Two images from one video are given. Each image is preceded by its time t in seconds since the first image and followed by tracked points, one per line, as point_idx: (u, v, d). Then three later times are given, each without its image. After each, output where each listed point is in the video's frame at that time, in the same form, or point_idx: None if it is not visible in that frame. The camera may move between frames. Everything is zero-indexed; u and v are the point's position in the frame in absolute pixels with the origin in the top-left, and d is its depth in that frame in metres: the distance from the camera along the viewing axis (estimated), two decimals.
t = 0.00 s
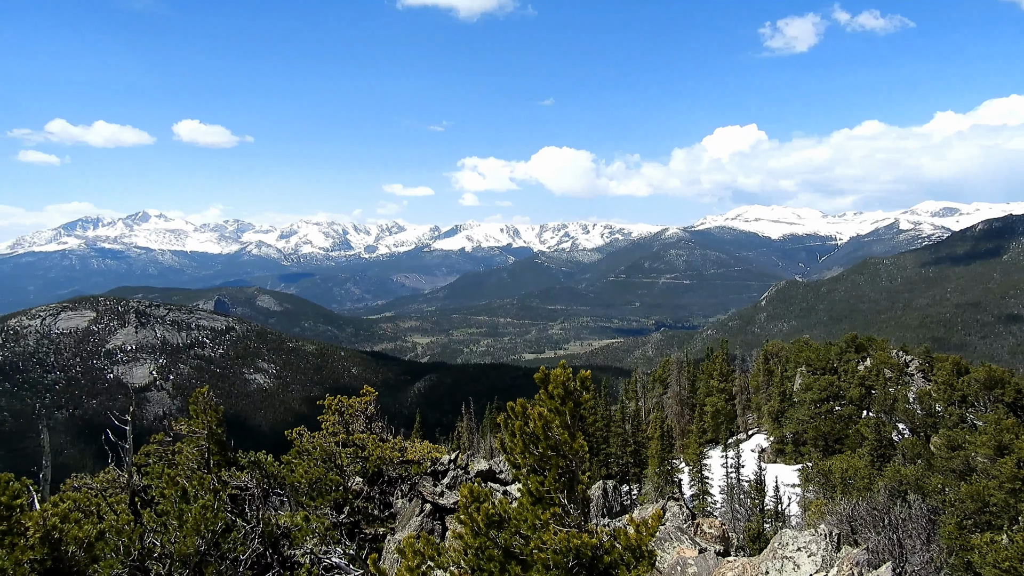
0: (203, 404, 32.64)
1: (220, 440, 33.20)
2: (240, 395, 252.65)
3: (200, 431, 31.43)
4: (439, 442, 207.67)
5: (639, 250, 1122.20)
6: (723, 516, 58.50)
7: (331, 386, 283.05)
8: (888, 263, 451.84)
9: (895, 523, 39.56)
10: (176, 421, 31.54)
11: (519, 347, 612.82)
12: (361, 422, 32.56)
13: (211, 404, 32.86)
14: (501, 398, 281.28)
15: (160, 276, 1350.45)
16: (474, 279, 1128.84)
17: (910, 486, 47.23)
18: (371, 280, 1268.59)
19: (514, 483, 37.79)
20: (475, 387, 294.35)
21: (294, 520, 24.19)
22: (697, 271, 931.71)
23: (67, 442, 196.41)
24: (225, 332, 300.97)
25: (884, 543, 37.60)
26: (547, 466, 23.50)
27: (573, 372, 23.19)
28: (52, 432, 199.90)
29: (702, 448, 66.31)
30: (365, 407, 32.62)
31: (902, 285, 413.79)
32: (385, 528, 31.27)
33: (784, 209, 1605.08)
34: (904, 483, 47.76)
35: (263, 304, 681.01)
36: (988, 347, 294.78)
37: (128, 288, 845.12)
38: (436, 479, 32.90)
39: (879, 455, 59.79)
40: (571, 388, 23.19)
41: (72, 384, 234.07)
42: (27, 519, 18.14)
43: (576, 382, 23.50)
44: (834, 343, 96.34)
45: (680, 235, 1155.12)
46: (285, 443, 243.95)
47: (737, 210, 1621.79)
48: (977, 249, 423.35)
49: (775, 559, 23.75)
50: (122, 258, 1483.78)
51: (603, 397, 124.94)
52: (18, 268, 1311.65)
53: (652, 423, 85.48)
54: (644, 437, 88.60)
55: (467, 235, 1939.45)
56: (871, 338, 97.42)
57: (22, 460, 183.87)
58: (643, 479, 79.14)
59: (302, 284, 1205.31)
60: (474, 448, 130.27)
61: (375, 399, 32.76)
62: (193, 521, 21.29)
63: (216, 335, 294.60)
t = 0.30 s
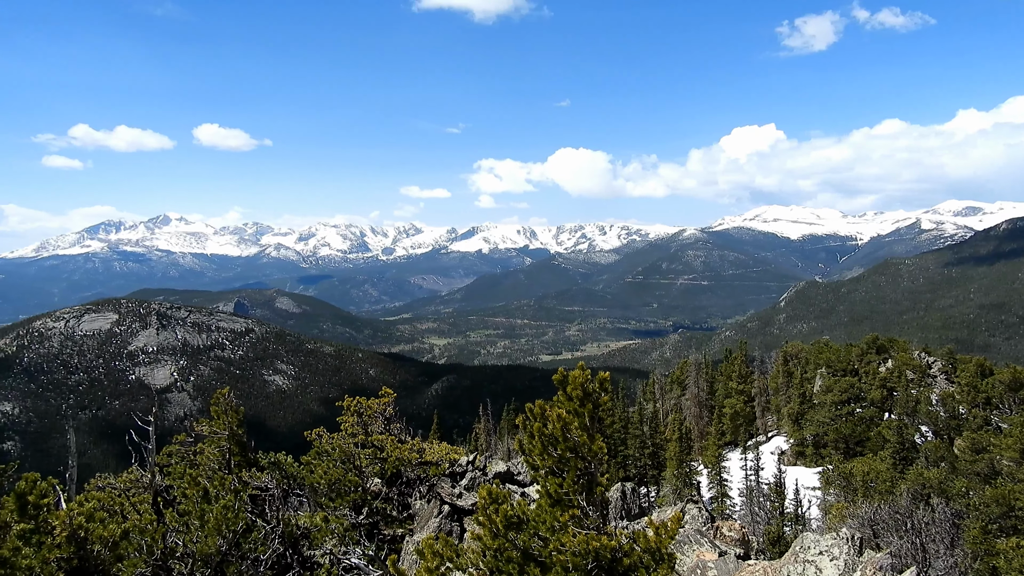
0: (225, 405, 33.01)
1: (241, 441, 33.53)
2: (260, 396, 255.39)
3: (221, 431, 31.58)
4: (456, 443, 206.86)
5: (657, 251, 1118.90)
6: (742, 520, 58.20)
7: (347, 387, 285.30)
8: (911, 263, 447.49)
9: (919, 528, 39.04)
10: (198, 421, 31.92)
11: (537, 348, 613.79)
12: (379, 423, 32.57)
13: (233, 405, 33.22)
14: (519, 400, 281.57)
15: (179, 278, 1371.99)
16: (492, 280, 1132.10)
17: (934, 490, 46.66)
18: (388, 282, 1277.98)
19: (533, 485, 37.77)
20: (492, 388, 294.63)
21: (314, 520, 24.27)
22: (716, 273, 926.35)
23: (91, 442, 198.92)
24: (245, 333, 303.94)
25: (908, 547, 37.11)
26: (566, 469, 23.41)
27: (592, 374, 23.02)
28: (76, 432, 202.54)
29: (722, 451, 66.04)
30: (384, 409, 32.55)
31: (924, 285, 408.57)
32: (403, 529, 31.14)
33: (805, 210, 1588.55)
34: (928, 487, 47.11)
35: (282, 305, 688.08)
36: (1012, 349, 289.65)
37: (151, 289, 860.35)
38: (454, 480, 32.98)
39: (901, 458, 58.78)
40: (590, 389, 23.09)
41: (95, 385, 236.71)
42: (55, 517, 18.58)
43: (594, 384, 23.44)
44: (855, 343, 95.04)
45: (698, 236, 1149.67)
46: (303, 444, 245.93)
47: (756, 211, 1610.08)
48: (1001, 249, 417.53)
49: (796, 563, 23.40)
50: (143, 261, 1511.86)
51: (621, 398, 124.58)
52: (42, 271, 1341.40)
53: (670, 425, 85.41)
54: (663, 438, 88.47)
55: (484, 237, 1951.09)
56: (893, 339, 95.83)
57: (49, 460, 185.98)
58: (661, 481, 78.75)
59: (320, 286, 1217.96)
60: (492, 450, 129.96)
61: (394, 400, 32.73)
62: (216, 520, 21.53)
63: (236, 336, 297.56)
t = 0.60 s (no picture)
0: (245, 405, 33.12)
1: (261, 440, 33.45)
2: (280, 396, 257.34)
3: (242, 430, 31.94)
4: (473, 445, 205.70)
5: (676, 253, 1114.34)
6: (762, 523, 57.72)
7: (363, 388, 287.12)
8: (934, 264, 442.22)
9: (940, 531, 38.91)
10: (219, 421, 32.16)
11: (554, 350, 613.62)
12: (398, 423, 32.40)
13: (253, 405, 33.30)
14: (537, 402, 282.12)
15: (198, 280, 1392.48)
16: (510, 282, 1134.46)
17: (956, 495, 46.39)
18: (406, 283, 1284.90)
19: (552, 487, 37.50)
20: (510, 390, 294.56)
21: (333, 520, 24.36)
22: (735, 275, 919.57)
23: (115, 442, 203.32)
24: (265, 334, 306.67)
25: (929, 551, 36.85)
26: (584, 471, 23.33)
27: (611, 375, 22.89)
28: (100, 431, 205.28)
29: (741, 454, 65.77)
30: (402, 409, 32.63)
31: (946, 288, 402.41)
32: (421, 529, 31.03)
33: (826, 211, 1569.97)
34: (950, 491, 46.85)
35: (301, 307, 693.19)
36: None
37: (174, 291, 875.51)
38: (472, 483, 32.58)
39: (924, 462, 57.86)
40: (609, 391, 23.00)
41: (119, 385, 238.86)
42: (84, 515, 18.89)
43: (614, 386, 23.32)
44: (876, 345, 93.88)
45: (717, 237, 1142.62)
46: (322, 445, 246.92)
47: (775, 213, 1596.61)
48: None
49: (818, 566, 23.26)
50: (164, 262, 1537.74)
51: (638, 399, 123.78)
52: (66, 273, 1370.07)
53: (688, 426, 84.94)
54: (681, 440, 87.57)
55: (502, 239, 1959.22)
56: (915, 341, 94.40)
57: (73, 459, 190.60)
58: (680, 483, 78.32)
59: (339, 288, 1229.10)
60: (509, 450, 129.67)
61: (412, 401, 32.76)
62: (235, 520, 21.62)
63: (256, 337, 300.38)
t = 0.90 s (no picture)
0: (264, 406, 33.31)
1: (280, 441, 33.52)
2: (297, 397, 259.06)
3: (261, 432, 32.01)
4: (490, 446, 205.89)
5: (693, 254, 1111.13)
6: (781, 526, 57.12)
7: (378, 389, 288.19)
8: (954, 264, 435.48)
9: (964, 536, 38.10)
10: (238, 421, 32.37)
11: (570, 351, 613.55)
12: (415, 425, 32.52)
13: (272, 405, 33.54)
14: (553, 403, 282.31)
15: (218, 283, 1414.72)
16: (526, 283, 1135.77)
17: (981, 499, 45.48)
18: (422, 284, 1290.22)
19: (569, 488, 37.24)
20: (526, 392, 294.56)
21: (352, 520, 24.45)
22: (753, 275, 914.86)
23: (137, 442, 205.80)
24: (282, 335, 309.32)
25: (954, 556, 35.98)
26: (602, 472, 23.31)
27: (629, 377, 22.82)
28: (121, 432, 207.52)
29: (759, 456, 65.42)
30: (420, 409, 32.60)
31: (969, 288, 396.52)
32: (438, 530, 30.98)
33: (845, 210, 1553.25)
34: (976, 495, 45.94)
35: (318, 308, 698.87)
36: None
37: (196, 293, 891.29)
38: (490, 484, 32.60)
39: (946, 465, 57.01)
40: (626, 393, 23.00)
41: (140, 385, 241.47)
42: (107, 516, 19.26)
43: (632, 387, 23.27)
44: (896, 347, 92.79)
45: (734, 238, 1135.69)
46: (339, 445, 247.63)
47: (793, 213, 1583.45)
48: None
49: (840, 570, 23.25)
50: (183, 263, 1561.87)
51: (654, 401, 123.37)
52: (88, 274, 1398.40)
53: (706, 429, 84.62)
54: (699, 442, 87.30)
55: (518, 240, 1965.39)
56: (937, 343, 92.96)
57: (95, 458, 192.79)
58: (697, 485, 77.98)
59: (356, 288, 1239.59)
60: (525, 451, 129.83)
61: (429, 402, 32.60)
62: (256, 519, 21.86)
63: (274, 339, 302.95)
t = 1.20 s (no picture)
0: (282, 404, 33.38)
1: (297, 439, 33.73)
2: (313, 396, 260.84)
3: (278, 429, 32.28)
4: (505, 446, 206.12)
5: (710, 254, 1108.21)
6: (797, 529, 56.61)
7: (392, 389, 288.94)
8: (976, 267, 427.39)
9: (986, 543, 36.69)
10: (256, 418, 32.48)
11: (586, 352, 612.97)
12: (431, 424, 32.53)
13: (289, 404, 33.59)
14: (568, 404, 282.07)
15: (236, 282, 1431.55)
16: (542, 284, 1136.68)
17: (1001, 504, 45.02)
18: (438, 284, 1294.15)
19: (585, 489, 36.81)
20: (540, 393, 294.66)
21: (366, 519, 24.51)
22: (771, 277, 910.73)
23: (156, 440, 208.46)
24: (299, 334, 311.46)
25: (973, 560, 34.70)
26: (619, 474, 23.20)
27: (645, 379, 22.82)
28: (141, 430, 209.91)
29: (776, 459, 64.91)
30: (435, 410, 32.48)
31: (991, 291, 389.61)
32: (453, 530, 31.31)
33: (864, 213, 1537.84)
34: (995, 501, 45.45)
35: (335, 307, 704.51)
36: None
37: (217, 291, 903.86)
38: (504, 484, 32.62)
39: (966, 470, 56.32)
40: (643, 395, 22.93)
41: (159, 382, 244.31)
42: (128, 511, 19.54)
43: (647, 389, 23.23)
44: (916, 351, 91.46)
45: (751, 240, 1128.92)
46: (355, 444, 248.53)
47: (811, 215, 1571.79)
48: None
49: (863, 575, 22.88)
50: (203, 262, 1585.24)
51: (670, 403, 122.92)
52: (109, 272, 1423.59)
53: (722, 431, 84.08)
54: (714, 444, 86.81)
55: (535, 241, 1971.50)
56: (959, 347, 91.31)
57: (116, 455, 195.62)
58: (712, 488, 77.36)
59: (373, 288, 1249.38)
60: (537, 453, 129.20)
61: (445, 402, 32.56)
62: (274, 516, 22.03)
63: (291, 337, 305.02)
